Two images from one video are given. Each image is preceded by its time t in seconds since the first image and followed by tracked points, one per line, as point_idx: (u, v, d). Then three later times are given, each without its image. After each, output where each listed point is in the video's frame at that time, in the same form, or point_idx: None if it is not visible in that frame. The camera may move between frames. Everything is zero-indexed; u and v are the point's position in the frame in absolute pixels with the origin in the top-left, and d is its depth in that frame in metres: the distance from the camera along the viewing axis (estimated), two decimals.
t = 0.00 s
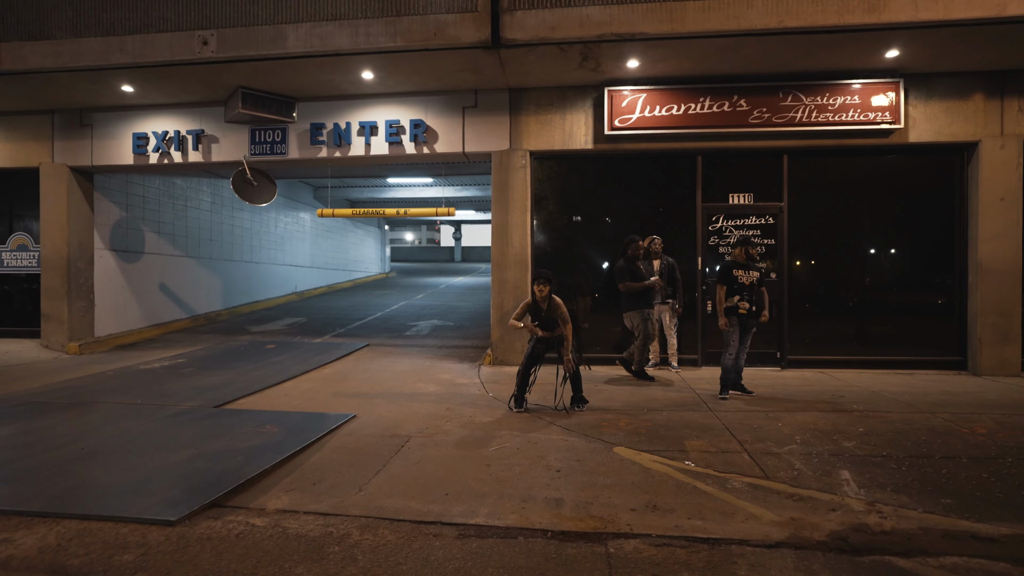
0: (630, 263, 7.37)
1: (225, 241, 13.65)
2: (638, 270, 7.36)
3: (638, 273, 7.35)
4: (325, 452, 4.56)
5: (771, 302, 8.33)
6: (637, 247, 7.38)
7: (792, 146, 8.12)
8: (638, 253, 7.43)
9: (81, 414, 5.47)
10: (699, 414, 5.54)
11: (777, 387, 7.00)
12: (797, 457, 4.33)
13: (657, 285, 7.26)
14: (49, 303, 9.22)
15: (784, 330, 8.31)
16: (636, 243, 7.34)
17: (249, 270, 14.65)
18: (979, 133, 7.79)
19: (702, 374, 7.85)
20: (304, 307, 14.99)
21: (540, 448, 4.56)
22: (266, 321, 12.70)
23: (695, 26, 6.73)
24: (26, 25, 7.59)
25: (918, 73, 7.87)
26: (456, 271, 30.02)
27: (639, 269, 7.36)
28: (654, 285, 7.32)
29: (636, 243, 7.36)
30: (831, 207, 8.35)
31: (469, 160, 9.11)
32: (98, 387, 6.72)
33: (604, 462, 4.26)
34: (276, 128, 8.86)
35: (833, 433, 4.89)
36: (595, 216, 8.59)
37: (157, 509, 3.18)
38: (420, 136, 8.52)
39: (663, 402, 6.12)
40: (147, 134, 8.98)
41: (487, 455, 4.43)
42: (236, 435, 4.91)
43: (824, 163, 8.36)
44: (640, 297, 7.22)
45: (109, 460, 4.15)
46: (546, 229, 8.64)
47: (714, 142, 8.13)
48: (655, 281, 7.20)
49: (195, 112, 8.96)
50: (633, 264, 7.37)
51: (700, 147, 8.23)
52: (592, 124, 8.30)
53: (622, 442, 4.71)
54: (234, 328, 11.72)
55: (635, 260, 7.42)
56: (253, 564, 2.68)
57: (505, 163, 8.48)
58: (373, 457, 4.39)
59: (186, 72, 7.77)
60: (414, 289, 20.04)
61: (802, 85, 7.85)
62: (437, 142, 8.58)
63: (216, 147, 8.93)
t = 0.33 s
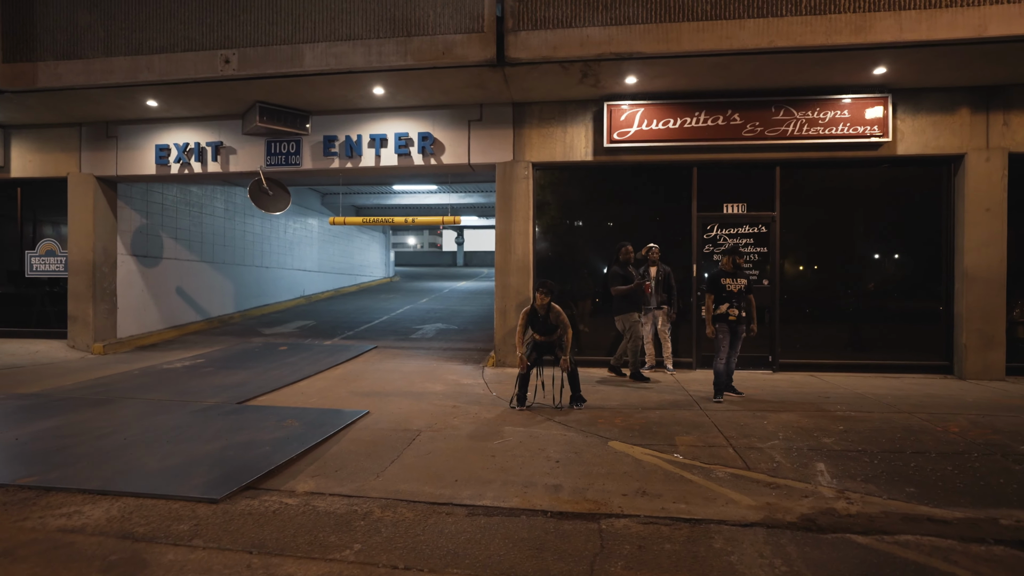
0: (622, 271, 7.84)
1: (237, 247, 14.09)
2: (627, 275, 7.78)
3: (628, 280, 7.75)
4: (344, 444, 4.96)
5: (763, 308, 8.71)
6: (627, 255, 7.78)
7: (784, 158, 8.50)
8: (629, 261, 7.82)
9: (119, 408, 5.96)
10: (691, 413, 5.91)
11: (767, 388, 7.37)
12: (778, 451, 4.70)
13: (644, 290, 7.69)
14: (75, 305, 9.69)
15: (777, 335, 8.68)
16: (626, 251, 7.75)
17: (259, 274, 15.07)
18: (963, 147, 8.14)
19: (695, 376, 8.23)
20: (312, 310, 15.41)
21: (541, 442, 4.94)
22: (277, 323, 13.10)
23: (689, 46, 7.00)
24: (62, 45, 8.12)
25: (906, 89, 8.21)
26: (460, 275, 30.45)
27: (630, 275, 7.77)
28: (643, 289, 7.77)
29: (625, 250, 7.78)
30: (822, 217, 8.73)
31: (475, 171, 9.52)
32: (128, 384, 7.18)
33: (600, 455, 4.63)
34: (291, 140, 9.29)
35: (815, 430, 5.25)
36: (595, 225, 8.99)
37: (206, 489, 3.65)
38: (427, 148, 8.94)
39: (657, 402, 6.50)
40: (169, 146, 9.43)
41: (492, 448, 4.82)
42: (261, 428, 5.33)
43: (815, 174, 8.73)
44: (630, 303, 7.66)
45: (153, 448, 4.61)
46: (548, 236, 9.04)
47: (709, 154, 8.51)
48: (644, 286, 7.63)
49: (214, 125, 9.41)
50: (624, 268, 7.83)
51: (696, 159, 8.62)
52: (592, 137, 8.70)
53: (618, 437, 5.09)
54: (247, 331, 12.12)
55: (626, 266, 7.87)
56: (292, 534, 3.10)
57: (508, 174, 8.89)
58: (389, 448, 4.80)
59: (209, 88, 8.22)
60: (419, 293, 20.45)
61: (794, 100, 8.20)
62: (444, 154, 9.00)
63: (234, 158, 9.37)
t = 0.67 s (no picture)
0: (611, 280, 8.26)
1: (246, 253, 14.49)
2: (616, 283, 8.25)
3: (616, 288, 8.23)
4: (359, 440, 5.35)
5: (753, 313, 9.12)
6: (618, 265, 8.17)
7: (773, 170, 8.89)
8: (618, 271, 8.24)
9: (145, 409, 6.36)
10: (683, 412, 6.30)
11: (756, 390, 7.75)
12: (760, 446, 5.10)
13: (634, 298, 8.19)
14: (93, 311, 10.10)
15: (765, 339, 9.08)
16: (616, 262, 8.13)
17: (267, 279, 15.47)
18: (943, 159, 8.54)
19: (689, 378, 8.63)
20: (318, 315, 15.79)
21: (542, 438, 5.33)
22: (285, 328, 13.50)
23: (682, 66, 7.41)
24: (85, 63, 8.51)
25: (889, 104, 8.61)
26: (462, 280, 30.82)
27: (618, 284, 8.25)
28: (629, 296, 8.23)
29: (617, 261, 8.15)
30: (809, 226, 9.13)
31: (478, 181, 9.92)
32: (149, 387, 7.56)
33: (596, 449, 5.02)
34: (302, 152, 9.70)
35: (796, 428, 5.64)
36: (593, 234, 9.39)
37: (238, 479, 4.04)
38: (433, 160, 9.35)
39: (652, 402, 6.89)
40: (184, 157, 9.84)
41: (496, 443, 5.20)
42: (280, 425, 5.71)
43: (802, 186, 9.14)
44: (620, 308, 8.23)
45: (183, 444, 5.00)
46: (549, 244, 9.44)
47: (701, 166, 8.91)
48: (632, 295, 8.12)
49: (228, 138, 9.82)
50: (614, 278, 8.28)
51: (688, 171, 9.02)
52: (591, 150, 9.11)
53: (613, 434, 5.49)
54: (256, 335, 12.52)
55: (615, 274, 8.30)
56: (319, 517, 3.49)
57: (510, 185, 9.30)
58: (400, 444, 5.19)
59: (224, 104, 8.62)
60: (421, 298, 20.85)
61: (781, 115, 8.61)
62: (449, 166, 9.42)
63: (247, 169, 9.78)
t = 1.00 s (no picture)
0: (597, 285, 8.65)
1: (252, 259, 14.88)
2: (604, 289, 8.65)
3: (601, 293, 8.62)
4: (369, 437, 5.73)
5: (743, 318, 9.51)
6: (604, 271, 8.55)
7: (761, 182, 9.30)
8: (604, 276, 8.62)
9: (164, 410, 6.73)
10: (673, 412, 6.69)
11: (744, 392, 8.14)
12: (743, 442, 5.49)
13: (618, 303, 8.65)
14: (107, 317, 10.48)
15: (755, 343, 9.45)
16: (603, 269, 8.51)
17: (272, 285, 15.85)
18: (922, 172, 8.96)
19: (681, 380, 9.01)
20: (322, 320, 16.17)
21: (540, 436, 5.71)
22: (291, 333, 13.88)
23: (672, 85, 7.83)
24: (102, 80, 8.89)
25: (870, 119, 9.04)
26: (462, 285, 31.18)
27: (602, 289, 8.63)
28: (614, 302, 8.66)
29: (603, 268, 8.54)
30: (796, 235, 9.53)
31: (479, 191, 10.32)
32: (165, 390, 7.93)
33: (591, 446, 5.41)
34: (310, 164, 10.10)
35: (778, 426, 6.04)
36: (590, 243, 9.79)
37: (260, 472, 4.41)
38: (436, 172, 9.74)
39: (645, 403, 7.29)
40: (195, 169, 10.24)
41: (498, 440, 5.59)
42: (294, 424, 6.09)
43: (789, 197, 9.54)
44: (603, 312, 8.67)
45: (204, 441, 5.36)
46: (547, 252, 9.83)
47: (692, 178, 9.32)
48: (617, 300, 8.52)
49: (238, 150, 10.21)
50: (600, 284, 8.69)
51: (680, 182, 9.43)
52: (587, 163, 9.51)
53: (607, 431, 5.87)
54: (263, 340, 12.89)
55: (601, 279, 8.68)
56: (338, 504, 3.86)
57: (510, 196, 9.70)
58: (408, 441, 5.56)
59: (236, 119, 9.02)
60: (422, 303, 21.22)
61: (768, 130, 9.03)
62: (451, 177, 9.82)
63: (256, 180, 10.16)
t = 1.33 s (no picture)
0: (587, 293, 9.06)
1: (255, 265, 15.24)
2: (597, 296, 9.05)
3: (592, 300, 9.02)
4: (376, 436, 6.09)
5: (732, 324, 9.89)
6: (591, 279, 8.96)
7: (749, 193, 9.71)
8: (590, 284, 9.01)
9: (182, 410, 7.08)
10: (662, 413, 7.07)
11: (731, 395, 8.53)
12: (726, 441, 5.86)
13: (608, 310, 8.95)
14: (118, 321, 10.83)
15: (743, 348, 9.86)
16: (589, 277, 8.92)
17: (274, 291, 16.20)
18: (903, 184, 9.38)
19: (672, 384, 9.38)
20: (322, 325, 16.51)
21: (537, 435, 6.08)
22: (293, 337, 14.23)
23: (663, 101, 8.24)
24: (118, 94, 9.27)
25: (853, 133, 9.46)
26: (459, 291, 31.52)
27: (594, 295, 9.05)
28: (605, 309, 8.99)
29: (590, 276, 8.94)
30: (782, 245, 9.94)
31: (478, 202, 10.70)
32: (177, 391, 8.28)
33: (584, 444, 5.78)
34: (315, 175, 10.48)
35: (760, 426, 6.41)
36: (584, 251, 10.19)
37: (279, 466, 4.78)
38: (436, 183, 10.13)
39: (636, 405, 7.66)
40: (205, 179, 10.60)
41: (496, 439, 5.95)
42: (305, 424, 6.45)
43: (776, 207, 9.95)
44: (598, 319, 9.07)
45: (224, 438, 5.73)
46: (543, 259, 10.21)
47: (683, 190, 9.72)
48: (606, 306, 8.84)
49: (246, 161, 10.60)
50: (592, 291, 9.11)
51: (671, 194, 9.84)
52: (582, 175, 9.91)
53: (599, 431, 6.25)
54: (266, 345, 13.23)
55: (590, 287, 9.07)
56: (353, 493, 4.23)
57: (507, 206, 10.08)
58: (413, 439, 5.93)
59: (246, 132, 9.40)
60: (420, 308, 21.56)
61: (755, 143, 9.43)
62: (450, 188, 10.20)
63: (263, 191, 10.54)
